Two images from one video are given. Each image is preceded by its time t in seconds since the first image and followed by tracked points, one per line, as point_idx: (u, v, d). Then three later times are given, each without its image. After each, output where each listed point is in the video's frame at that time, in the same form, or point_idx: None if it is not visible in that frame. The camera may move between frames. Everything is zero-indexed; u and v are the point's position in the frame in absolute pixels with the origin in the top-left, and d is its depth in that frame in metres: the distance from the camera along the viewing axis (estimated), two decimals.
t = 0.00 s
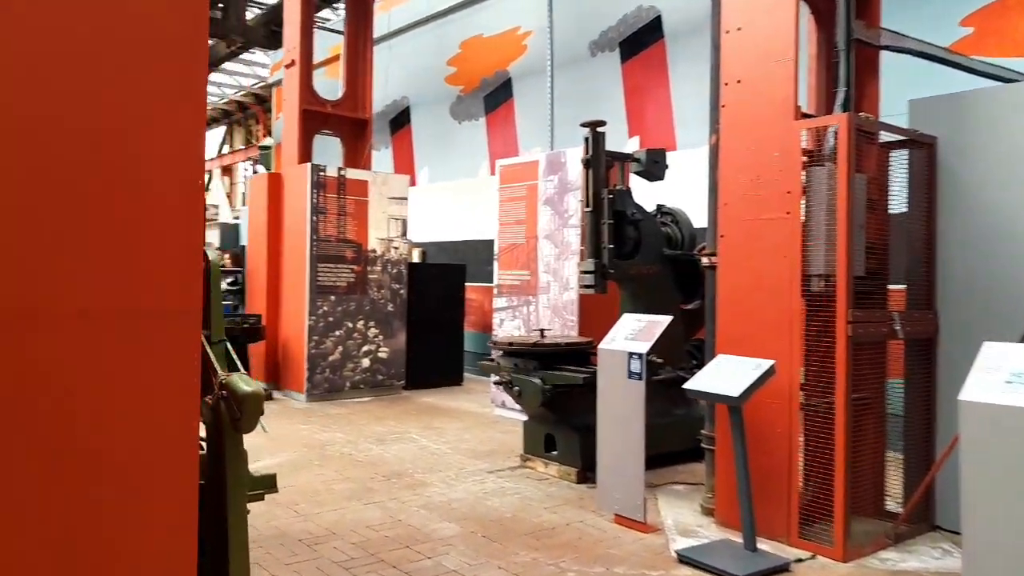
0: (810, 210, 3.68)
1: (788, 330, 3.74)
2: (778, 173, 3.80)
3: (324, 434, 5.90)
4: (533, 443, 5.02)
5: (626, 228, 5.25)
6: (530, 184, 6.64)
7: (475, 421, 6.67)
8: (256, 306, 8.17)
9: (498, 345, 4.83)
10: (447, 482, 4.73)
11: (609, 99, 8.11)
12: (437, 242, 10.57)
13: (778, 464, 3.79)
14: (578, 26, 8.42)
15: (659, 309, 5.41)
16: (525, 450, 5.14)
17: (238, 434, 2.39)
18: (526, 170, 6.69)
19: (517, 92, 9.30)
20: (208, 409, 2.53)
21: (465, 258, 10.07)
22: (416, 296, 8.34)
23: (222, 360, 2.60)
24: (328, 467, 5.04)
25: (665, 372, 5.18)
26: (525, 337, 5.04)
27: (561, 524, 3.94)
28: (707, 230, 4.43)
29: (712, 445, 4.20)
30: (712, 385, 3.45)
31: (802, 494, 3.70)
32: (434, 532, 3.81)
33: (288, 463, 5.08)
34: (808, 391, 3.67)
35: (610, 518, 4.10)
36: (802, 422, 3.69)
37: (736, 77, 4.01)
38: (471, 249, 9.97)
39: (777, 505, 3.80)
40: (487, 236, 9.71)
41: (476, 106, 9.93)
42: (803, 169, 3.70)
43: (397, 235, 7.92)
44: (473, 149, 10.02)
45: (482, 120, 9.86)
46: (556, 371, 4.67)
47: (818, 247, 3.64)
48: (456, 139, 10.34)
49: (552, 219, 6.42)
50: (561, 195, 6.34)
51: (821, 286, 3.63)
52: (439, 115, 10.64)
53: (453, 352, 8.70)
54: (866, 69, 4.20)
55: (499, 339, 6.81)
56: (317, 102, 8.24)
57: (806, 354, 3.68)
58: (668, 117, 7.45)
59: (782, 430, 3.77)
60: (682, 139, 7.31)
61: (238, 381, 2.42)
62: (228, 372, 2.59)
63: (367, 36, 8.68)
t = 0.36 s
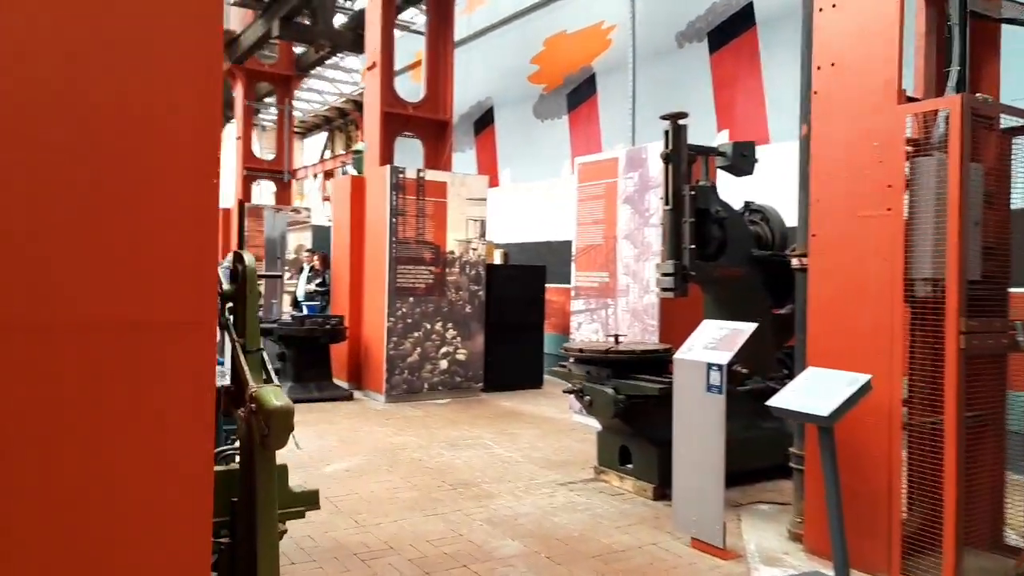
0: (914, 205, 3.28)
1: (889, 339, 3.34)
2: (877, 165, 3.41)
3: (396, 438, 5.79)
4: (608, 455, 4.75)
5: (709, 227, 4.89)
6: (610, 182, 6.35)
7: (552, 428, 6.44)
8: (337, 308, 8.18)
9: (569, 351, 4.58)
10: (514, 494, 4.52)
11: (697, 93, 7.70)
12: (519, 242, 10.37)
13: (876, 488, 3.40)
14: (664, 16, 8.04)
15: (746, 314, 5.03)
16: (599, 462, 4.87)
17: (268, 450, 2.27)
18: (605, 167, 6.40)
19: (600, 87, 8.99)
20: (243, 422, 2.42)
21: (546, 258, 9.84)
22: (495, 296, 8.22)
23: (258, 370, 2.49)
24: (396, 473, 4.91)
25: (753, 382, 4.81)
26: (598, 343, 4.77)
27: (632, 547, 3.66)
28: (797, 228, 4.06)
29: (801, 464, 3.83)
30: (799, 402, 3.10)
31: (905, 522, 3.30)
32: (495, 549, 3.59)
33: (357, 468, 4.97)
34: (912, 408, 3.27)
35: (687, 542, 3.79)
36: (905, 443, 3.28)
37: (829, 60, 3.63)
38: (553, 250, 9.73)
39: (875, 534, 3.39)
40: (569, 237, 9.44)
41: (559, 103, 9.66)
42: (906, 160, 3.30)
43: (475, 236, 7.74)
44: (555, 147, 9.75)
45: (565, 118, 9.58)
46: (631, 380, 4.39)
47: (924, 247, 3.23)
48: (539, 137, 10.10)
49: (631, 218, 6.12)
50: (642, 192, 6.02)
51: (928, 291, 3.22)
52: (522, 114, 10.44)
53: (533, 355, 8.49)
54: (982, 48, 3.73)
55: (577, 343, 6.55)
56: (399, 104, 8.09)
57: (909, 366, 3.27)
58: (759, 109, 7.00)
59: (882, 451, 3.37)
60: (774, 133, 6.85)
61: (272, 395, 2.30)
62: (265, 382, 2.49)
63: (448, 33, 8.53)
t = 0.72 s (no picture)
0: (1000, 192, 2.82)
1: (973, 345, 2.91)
2: (957, 148, 2.99)
3: (431, 444, 5.54)
4: (653, 467, 4.41)
5: (766, 220, 4.50)
6: (658, 174, 5.99)
7: (595, 435, 6.10)
8: (377, 307, 7.97)
9: (611, 355, 4.25)
10: (552, 507, 4.22)
11: (752, 80, 7.27)
12: (564, 241, 10.03)
13: (955, 514, 2.95)
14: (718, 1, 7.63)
15: (807, 316, 4.63)
16: (644, 474, 4.54)
17: (259, 467, 2.01)
18: (654, 159, 6.05)
19: (649, 77, 8.61)
20: (235, 433, 2.17)
21: (592, 257, 9.49)
22: (536, 297, 7.91)
23: (254, 377, 2.23)
24: (428, 481, 4.65)
25: (813, 391, 4.42)
26: (643, 346, 4.43)
27: (678, 570, 3.33)
28: (865, 222, 3.68)
29: (869, 483, 3.43)
30: (866, 415, 2.71)
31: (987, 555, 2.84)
32: (527, 570, 3.31)
33: (387, 476, 4.72)
34: (1000, 423, 2.83)
35: (739, 566, 3.44)
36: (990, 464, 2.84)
37: (901, 31, 3.24)
38: (600, 248, 9.36)
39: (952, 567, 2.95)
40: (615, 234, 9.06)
41: (606, 95, 9.28)
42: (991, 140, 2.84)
43: (517, 234, 7.47)
44: (602, 141, 9.39)
45: (613, 111, 9.18)
46: (679, 387, 4.05)
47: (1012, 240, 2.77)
48: (585, 131, 9.72)
49: (681, 213, 5.76)
50: (693, 184, 5.66)
51: (1016, 290, 2.76)
52: (568, 107, 10.08)
53: (577, 357, 8.16)
54: None
55: (623, 346, 6.22)
56: (439, 98, 7.83)
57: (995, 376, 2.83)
58: (820, 96, 6.55)
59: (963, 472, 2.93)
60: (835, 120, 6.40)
61: (262, 404, 2.04)
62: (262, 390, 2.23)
63: (491, 22, 8.26)
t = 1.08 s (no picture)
0: None
1: None
2: None
3: (464, 454, 5.29)
4: (699, 484, 4.08)
5: (823, 219, 4.14)
6: (707, 170, 5.65)
7: (639, 447, 5.77)
8: (415, 310, 7.77)
9: (652, 366, 3.95)
10: (588, 526, 3.93)
11: (808, 70, 6.86)
12: (609, 242, 9.68)
13: None
14: None
15: (869, 322, 4.25)
16: (689, 491, 4.21)
17: (238, 495, 1.81)
18: (702, 154, 5.70)
19: (698, 70, 8.23)
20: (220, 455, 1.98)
21: (637, 257, 9.15)
22: (578, 300, 7.62)
23: (242, 396, 2.03)
24: (458, 495, 4.39)
25: (876, 404, 4.04)
26: (688, 355, 4.11)
27: None
28: (936, 219, 3.30)
29: (941, 511, 3.06)
30: (942, 441, 2.30)
31: None
32: None
33: (415, 488, 4.47)
34: None
35: None
36: None
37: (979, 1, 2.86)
38: (646, 248, 9.00)
39: None
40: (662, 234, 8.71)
41: (654, 89, 8.91)
42: None
43: (557, 234, 7.19)
44: (648, 137, 9.03)
45: (660, 105, 8.81)
46: (727, 400, 3.73)
47: None
48: (631, 127, 9.36)
49: (731, 212, 5.41)
50: (744, 181, 5.31)
51: None
52: (613, 103, 9.74)
53: (621, 362, 7.84)
54: None
55: (669, 352, 5.90)
56: (478, 94, 7.60)
57: None
58: (881, 86, 6.12)
59: None
60: (898, 111, 5.97)
61: (240, 425, 1.84)
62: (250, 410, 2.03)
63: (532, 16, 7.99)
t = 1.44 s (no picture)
0: None
1: None
2: None
3: (501, 462, 5.02)
4: (750, 502, 3.73)
5: (889, 211, 3.74)
6: (763, 161, 5.26)
7: (688, 458, 5.42)
8: (457, 311, 7.56)
9: (698, 373, 3.62)
10: (626, 546, 3.62)
11: (873, 55, 6.39)
12: (661, 241, 9.30)
13: None
14: None
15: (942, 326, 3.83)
16: (740, 509, 3.86)
17: (189, 519, 1.56)
18: (758, 144, 5.32)
19: (755, 58, 7.80)
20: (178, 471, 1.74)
21: (690, 256, 8.75)
22: (627, 302, 7.29)
23: (211, 403, 1.80)
24: (489, 507, 4.12)
25: (950, 417, 3.63)
26: (738, 361, 3.77)
27: None
28: None
29: None
30: None
31: None
32: None
33: (445, 499, 4.22)
34: None
35: None
36: None
37: None
38: (700, 247, 8.60)
39: None
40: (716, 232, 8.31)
41: (709, 80, 8.47)
42: None
43: (604, 232, 6.86)
44: (702, 130, 8.60)
45: (716, 97, 8.38)
46: (782, 411, 3.37)
47: None
48: (684, 120, 8.96)
49: (788, 206, 5.02)
50: (803, 172, 4.91)
51: None
52: (665, 96, 9.35)
53: (672, 367, 7.47)
54: None
55: (722, 357, 5.53)
56: (522, 87, 7.33)
57: None
58: (956, 68, 5.63)
59: None
60: (975, 96, 5.47)
61: (198, 441, 1.58)
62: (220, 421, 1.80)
63: (579, 6, 7.68)
